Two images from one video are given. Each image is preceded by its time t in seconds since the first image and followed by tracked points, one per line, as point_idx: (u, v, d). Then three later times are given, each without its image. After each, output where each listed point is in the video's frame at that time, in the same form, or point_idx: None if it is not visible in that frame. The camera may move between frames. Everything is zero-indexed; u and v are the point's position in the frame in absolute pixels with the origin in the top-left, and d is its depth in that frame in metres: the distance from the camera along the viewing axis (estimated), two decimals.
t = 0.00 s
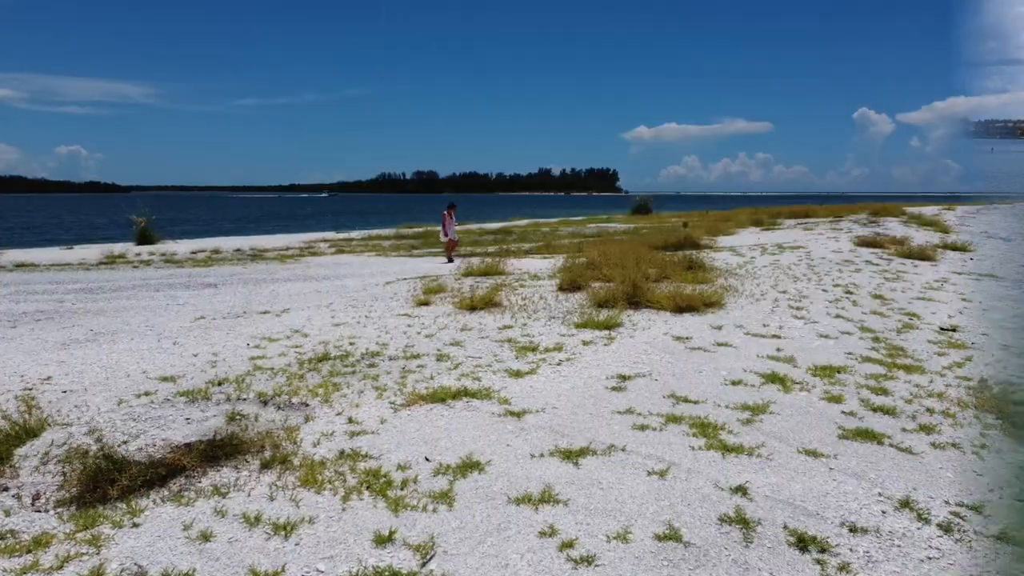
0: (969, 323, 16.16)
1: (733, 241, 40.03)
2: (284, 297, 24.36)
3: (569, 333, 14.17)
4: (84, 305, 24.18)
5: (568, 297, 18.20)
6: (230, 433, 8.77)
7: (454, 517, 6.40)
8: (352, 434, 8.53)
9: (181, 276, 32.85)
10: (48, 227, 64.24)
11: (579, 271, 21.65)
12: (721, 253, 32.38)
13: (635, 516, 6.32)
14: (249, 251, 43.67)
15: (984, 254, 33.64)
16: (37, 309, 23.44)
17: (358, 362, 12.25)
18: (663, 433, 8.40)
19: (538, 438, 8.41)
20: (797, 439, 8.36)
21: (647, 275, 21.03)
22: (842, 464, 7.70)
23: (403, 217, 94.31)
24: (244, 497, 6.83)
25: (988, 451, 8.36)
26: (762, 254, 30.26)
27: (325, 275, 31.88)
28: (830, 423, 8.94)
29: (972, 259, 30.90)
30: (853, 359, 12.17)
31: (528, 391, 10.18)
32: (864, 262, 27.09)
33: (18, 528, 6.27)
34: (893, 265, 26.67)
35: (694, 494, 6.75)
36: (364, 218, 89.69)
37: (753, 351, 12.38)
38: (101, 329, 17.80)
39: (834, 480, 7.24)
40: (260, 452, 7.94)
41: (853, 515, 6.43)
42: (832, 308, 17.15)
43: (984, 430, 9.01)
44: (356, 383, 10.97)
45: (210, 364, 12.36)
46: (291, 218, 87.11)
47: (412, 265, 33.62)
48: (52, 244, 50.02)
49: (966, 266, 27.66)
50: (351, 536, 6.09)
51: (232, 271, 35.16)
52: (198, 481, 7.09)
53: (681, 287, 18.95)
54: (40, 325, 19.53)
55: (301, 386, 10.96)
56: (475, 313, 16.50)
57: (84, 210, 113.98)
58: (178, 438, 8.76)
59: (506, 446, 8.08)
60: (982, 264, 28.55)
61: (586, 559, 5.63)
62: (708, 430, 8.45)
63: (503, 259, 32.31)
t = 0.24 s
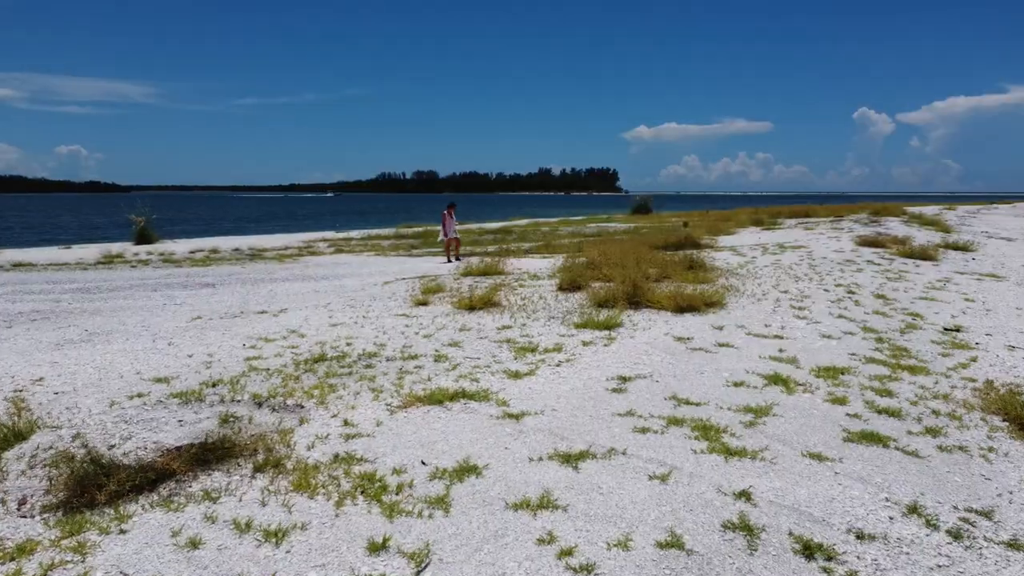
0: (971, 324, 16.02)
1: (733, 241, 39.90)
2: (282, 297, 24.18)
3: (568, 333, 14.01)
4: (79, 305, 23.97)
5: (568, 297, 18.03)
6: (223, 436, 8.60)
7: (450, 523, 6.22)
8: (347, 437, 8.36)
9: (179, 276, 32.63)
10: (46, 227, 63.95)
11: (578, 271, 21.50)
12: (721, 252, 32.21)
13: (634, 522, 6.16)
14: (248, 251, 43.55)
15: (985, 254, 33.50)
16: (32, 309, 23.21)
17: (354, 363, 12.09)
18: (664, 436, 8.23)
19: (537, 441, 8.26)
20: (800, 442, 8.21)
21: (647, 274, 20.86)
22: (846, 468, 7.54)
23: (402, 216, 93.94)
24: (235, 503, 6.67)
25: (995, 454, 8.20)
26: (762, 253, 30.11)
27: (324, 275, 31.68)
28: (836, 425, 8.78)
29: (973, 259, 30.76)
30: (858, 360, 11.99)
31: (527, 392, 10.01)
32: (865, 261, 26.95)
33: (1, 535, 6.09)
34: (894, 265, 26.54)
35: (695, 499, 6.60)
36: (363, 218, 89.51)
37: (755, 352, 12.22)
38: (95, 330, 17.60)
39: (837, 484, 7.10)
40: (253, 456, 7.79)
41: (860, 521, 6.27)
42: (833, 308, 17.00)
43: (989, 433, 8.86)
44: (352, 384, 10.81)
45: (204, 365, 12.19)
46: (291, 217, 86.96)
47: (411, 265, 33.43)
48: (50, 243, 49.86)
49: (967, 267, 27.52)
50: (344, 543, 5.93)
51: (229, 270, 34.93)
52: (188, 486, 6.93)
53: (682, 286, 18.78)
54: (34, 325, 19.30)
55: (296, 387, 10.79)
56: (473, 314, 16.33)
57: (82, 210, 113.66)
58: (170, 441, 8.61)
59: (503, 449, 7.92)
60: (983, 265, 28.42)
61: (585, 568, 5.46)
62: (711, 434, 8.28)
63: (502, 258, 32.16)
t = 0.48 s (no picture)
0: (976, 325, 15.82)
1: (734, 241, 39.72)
2: (279, 297, 23.97)
3: (568, 335, 13.79)
4: (75, 306, 23.74)
5: (568, 297, 17.82)
6: (215, 441, 8.39)
7: (445, 533, 6.02)
8: (341, 442, 8.15)
9: (176, 276, 32.39)
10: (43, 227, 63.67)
11: (578, 271, 21.30)
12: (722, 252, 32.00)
13: (636, 532, 5.95)
14: (246, 251, 43.34)
15: (987, 254, 33.29)
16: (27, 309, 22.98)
17: (350, 365, 11.87)
18: (666, 441, 8.02)
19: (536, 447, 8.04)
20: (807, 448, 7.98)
21: (648, 275, 20.65)
22: (854, 475, 7.33)
23: (401, 216, 93.63)
24: (224, 512, 6.46)
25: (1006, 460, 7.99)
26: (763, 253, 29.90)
27: (323, 275, 31.46)
28: (842, 430, 8.58)
29: (976, 259, 30.56)
30: (862, 363, 11.80)
31: (526, 396, 9.80)
32: (867, 261, 26.75)
33: None
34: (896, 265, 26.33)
35: (699, 508, 6.39)
36: (362, 218, 89.27)
37: (758, 354, 12.01)
38: (90, 331, 17.38)
39: (846, 492, 6.88)
40: (244, 462, 7.58)
41: (869, 531, 6.07)
42: (836, 309, 16.78)
43: (1000, 438, 8.65)
44: (347, 387, 10.60)
45: (198, 367, 11.98)
46: (289, 218, 86.69)
47: (410, 265, 33.22)
48: (48, 243, 49.63)
49: (970, 267, 27.33)
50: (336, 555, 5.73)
51: (227, 270, 34.69)
52: (176, 494, 6.73)
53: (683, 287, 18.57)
54: (28, 326, 19.06)
55: (291, 390, 10.58)
56: (472, 314, 16.12)
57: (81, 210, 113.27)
58: (160, 447, 8.39)
59: (501, 456, 7.70)
60: (986, 265, 28.22)
61: None
62: (715, 439, 8.08)
63: (502, 258, 31.98)
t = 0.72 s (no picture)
0: (981, 327, 15.57)
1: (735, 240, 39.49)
2: (277, 298, 23.75)
3: (568, 336, 13.55)
4: (70, 306, 23.52)
5: (568, 298, 17.58)
6: (205, 448, 8.14)
7: (441, 546, 5.78)
8: (334, 449, 7.91)
9: (174, 276, 32.16)
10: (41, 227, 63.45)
11: (579, 272, 21.06)
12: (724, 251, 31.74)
13: (637, 545, 5.71)
14: (245, 251, 43.14)
15: (991, 254, 33.04)
16: (21, 310, 22.76)
17: (346, 368, 11.64)
18: (668, 448, 7.79)
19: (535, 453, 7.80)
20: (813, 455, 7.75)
21: (648, 275, 20.41)
22: (863, 483, 7.09)
23: (401, 216, 93.20)
24: (211, 524, 6.22)
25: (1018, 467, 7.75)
26: (764, 253, 29.67)
27: (321, 275, 31.23)
28: (850, 436, 8.33)
29: (979, 259, 30.29)
30: (868, 366, 11.55)
31: (526, 400, 9.55)
32: (869, 261, 26.51)
33: None
34: (899, 265, 26.07)
35: (703, 518, 6.15)
36: (362, 218, 89.02)
37: (762, 357, 11.76)
38: (84, 332, 17.15)
39: (854, 502, 6.66)
40: (233, 470, 7.33)
41: (882, 545, 5.83)
42: (840, 309, 16.56)
43: (1012, 445, 8.40)
44: (342, 391, 10.35)
45: (190, 370, 11.74)
46: (289, 218, 86.48)
47: (409, 265, 32.98)
48: (45, 242, 49.43)
49: (974, 267, 27.06)
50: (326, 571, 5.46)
51: (225, 270, 34.45)
52: (162, 504, 6.50)
53: (685, 287, 18.33)
54: (22, 327, 18.83)
55: (285, 394, 10.33)
56: (470, 316, 15.88)
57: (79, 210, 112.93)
58: (148, 454, 8.15)
59: (498, 462, 7.48)
60: (990, 265, 27.96)
61: None
62: (720, 446, 7.85)
63: (501, 258, 31.74)
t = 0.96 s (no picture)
0: (988, 329, 15.34)
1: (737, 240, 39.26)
2: (275, 299, 23.54)
3: (569, 339, 13.33)
4: (66, 307, 23.31)
5: (568, 300, 17.36)
6: (196, 456, 7.91)
7: (437, 562, 5.55)
8: (328, 457, 7.69)
9: (171, 277, 31.94)
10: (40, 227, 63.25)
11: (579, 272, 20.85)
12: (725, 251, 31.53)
13: (642, 561, 5.47)
14: (243, 251, 42.98)
15: (994, 255, 32.81)
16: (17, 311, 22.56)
17: (342, 371, 11.41)
18: (673, 456, 7.56)
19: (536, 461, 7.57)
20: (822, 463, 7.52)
21: (650, 276, 20.19)
22: (874, 493, 6.86)
23: (401, 216, 92.98)
24: (198, 537, 5.99)
25: None
26: (766, 253, 29.45)
27: (320, 276, 31.00)
28: (860, 444, 8.10)
29: (982, 259, 30.07)
30: (875, 369, 11.32)
31: (526, 406, 9.33)
32: (872, 262, 26.28)
33: None
34: (902, 266, 25.85)
35: (710, 531, 5.93)
36: (362, 218, 88.80)
37: (767, 361, 11.54)
38: (78, 334, 16.91)
39: (867, 513, 6.43)
40: (224, 480, 7.10)
41: (896, 560, 5.60)
42: (845, 311, 16.34)
43: None
44: (338, 396, 10.12)
45: (183, 374, 11.51)
46: (288, 218, 86.31)
47: (408, 266, 32.76)
48: (43, 242, 49.26)
49: (977, 268, 26.84)
50: None
51: (223, 271, 34.21)
52: (149, 516, 6.27)
53: (687, 289, 18.11)
54: (16, 329, 18.61)
55: (279, 400, 10.10)
56: (470, 318, 15.66)
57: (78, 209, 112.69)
58: (137, 462, 7.92)
59: (497, 470, 7.26)
60: (994, 266, 27.73)
61: None
62: (725, 454, 7.62)
63: (501, 258, 31.52)
